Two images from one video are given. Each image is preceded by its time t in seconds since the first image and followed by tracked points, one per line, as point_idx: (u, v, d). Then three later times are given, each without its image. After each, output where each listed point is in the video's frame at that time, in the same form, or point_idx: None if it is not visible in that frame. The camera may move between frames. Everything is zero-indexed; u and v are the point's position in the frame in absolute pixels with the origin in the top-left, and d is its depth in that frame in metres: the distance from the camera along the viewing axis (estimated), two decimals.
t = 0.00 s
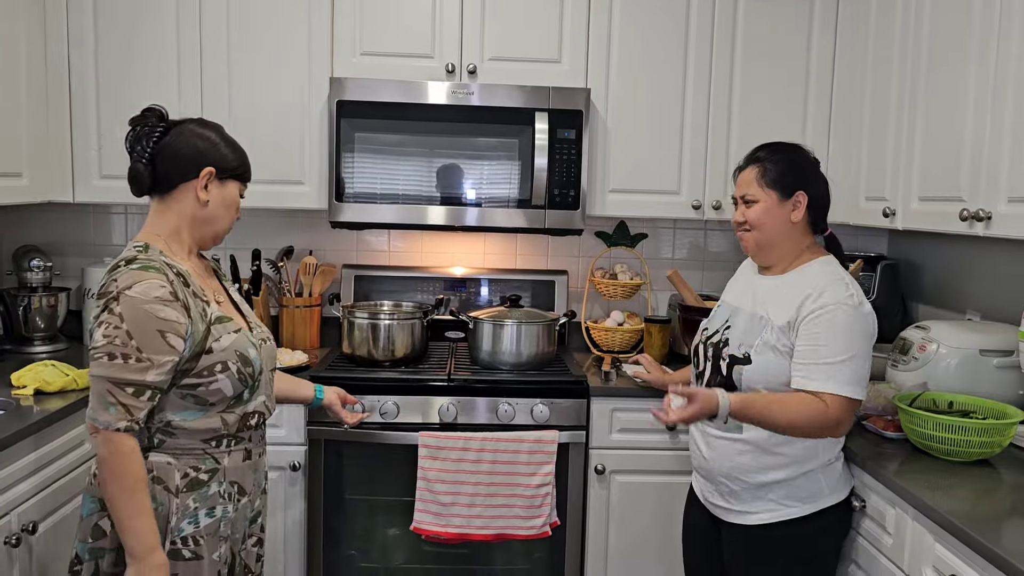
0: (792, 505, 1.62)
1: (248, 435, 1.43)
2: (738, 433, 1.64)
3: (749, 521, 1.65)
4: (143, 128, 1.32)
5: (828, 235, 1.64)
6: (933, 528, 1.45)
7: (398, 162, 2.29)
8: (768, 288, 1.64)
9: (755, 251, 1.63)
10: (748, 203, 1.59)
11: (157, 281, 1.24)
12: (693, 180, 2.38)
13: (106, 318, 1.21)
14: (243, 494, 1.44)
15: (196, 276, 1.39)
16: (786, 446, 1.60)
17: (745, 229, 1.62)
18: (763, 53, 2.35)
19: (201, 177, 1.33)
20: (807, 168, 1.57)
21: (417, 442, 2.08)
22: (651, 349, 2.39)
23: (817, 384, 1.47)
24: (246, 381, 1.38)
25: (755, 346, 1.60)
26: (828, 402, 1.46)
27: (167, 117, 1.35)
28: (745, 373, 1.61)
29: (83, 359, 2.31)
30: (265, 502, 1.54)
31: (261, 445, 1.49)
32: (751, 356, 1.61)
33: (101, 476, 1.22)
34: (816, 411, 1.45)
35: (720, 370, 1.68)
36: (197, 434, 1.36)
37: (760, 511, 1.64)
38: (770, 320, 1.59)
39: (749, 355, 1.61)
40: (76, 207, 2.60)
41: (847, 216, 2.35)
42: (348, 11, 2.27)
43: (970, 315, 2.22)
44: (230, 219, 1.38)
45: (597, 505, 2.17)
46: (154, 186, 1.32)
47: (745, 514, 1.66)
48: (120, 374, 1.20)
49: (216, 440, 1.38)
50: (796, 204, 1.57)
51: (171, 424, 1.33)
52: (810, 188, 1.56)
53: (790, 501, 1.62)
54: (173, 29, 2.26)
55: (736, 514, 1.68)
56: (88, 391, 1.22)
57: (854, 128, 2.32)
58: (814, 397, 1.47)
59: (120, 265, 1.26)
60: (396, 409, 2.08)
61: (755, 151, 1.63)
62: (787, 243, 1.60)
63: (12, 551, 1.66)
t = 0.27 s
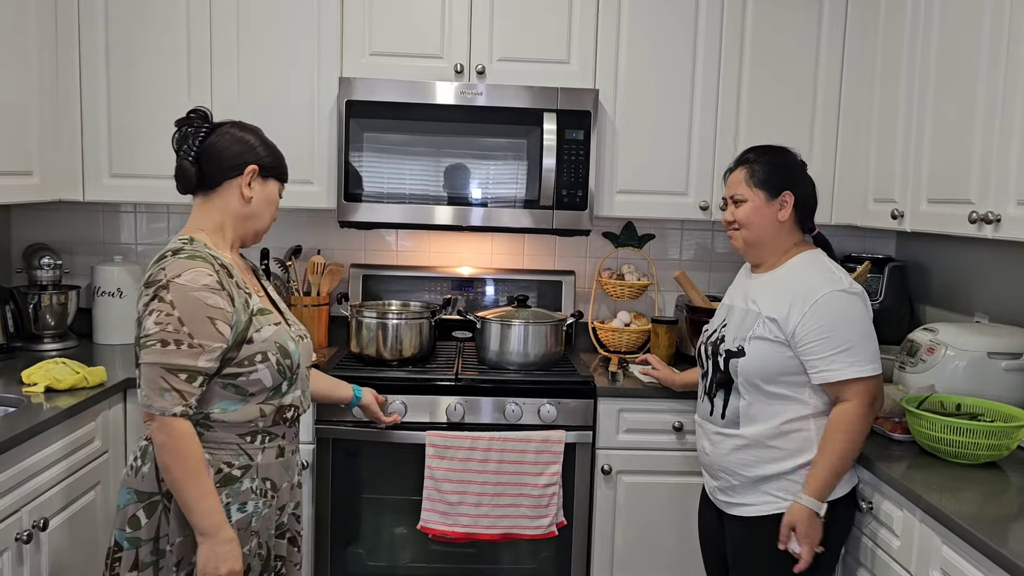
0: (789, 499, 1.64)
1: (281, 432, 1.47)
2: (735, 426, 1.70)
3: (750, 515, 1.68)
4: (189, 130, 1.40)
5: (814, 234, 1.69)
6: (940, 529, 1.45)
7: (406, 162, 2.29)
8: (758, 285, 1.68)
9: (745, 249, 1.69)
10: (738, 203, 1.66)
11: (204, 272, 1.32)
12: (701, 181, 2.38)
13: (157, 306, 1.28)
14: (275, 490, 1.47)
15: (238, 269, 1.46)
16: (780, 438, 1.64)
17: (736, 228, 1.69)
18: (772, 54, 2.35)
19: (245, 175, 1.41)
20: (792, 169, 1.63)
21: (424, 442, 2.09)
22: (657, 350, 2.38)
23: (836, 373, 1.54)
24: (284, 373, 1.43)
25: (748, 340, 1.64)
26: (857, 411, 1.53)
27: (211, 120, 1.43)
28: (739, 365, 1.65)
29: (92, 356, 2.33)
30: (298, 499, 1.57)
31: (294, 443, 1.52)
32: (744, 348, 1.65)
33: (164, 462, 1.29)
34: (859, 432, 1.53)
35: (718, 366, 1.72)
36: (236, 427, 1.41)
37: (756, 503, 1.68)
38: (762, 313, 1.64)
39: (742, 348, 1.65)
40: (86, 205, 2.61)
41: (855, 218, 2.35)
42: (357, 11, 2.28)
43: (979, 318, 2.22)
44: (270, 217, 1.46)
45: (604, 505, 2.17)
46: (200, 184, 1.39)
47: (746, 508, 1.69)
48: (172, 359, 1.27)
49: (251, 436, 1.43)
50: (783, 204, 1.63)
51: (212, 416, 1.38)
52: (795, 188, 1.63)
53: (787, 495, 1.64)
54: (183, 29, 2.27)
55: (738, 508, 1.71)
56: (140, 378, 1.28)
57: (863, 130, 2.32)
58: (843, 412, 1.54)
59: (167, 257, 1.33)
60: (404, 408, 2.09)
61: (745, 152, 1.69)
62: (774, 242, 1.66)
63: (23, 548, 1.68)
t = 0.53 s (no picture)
0: (781, 504, 1.64)
1: (304, 435, 1.47)
2: (732, 426, 1.71)
3: (740, 514, 1.70)
4: (220, 133, 1.41)
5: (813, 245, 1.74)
6: (950, 537, 1.44)
7: (415, 165, 2.29)
8: (757, 289, 1.70)
9: (752, 253, 1.70)
10: (758, 210, 1.66)
11: (234, 273, 1.32)
12: (710, 185, 2.37)
13: (189, 306, 1.28)
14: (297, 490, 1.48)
15: (266, 271, 1.46)
16: (778, 440, 1.64)
17: (749, 232, 1.68)
18: (781, 57, 2.34)
19: (274, 180, 1.41)
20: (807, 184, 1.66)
21: (431, 445, 2.09)
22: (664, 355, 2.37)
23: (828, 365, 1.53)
24: (310, 375, 1.43)
25: (745, 338, 1.66)
26: (844, 408, 1.53)
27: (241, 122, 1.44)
28: (736, 364, 1.66)
29: (101, 359, 2.33)
30: (323, 499, 1.57)
31: (316, 447, 1.52)
32: (741, 347, 1.66)
33: (195, 462, 1.29)
34: (849, 429, 1.52)
35: (718, 367, 1.73)
36: (260, 429, 1.40)
37: (750, 505, 1.68)
38: (758, 313, 1.65)
39: (739, 347, 1.66)
40: (96, 208, 2.62)
41: (865, 222, 2.33)
42: (366, 15, 2.28)
43: (989, 323, 2.21)
44: (298, 223, 1.47)
45: (611, 510, 2.17)
46: (229, 186, 1.40)
47: (738, 508, 1.70)
48: (206, 360, 1.27)
49: (274, 438, 1.42)
50: (798, 218, 1.67)
51: (237, 417, 1.38)
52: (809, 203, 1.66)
53: (780, 500, 1.65)
54: (193, 32, 2.28)
55: (730, 508, 1.72)
56: (171, 379, 1.28)
57: (873, 134, 2.31)
58: (831, 412, 1.54)
59: (196, 258, 1.34)
60: (411, 412, 2.09)
61: (752, 161, 1.71)
62: (783, 252, 1.69)
63: (31, 550, 1.68)
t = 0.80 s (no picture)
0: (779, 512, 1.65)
1: (309, 438, 1.47)
2: (729, 428, 1.70)
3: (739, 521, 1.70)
4: (226, 137, 1.40)
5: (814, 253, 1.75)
6: (947, 542, 1.44)
7: (414, 169, 2.29)
8: (759, 291, 1.70)
9: (761, 257, 1.69)
10: (771, 214, 1.65)
11: (239, 277, 1.32)
12: (708, 188, 2.38)
13: (194, 310, 1.27)
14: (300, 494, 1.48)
15: (271, 276, 1.46)
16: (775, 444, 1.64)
17: (760, 237, 1.68)
18: (780, 61, 2.34)
19: (280, 184, 1.41)
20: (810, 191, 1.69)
21: (429, 449, 2.09)
22: (663, 358, 2.37)
23: (821, 366, 1.52)
24: (314, 379, 1.43)
25: (745, 339, 1.66)
26: (828, 404, 1.52)
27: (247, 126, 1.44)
28: (735, 365, 1.66)
29: (99, 363, 2.33)
30: (329, 502, 1.57)
31: (321, 450, 1.52)
32: (740, 348, 1.66)
33: (196, 467, 1.29)
34: (826, 424, 1.51)
35: (717, 369, 1.73)
36: (264, 433, 1.41)
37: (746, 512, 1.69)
38: (758, 314, 1.65)
39: (738, 348, 1.66)
40: (95, 211, 2.62)
41: (864, 226, 2.33)
42: (365, 19, 2.28)
43: (988, 327, 2.20)
44: (303, 227, 1.47)
45: (610, 514, 2.16)
46: (236, 190, 1.40)
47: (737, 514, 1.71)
48: (210, 364, 1.26)
49: (279, 442, 1.43)
50: (804, 224, 1.69)
51: (242, 421, 1.38)
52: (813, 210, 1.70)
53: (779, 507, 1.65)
54: (192, 36, 2.28)
55: (728, 513, 1.73)
56: (175, 383, 1.27)
57: (872, 137, 2.31)
58: (815, 406, 1.54)
59: (202, 261, 1.33)
60: (409, 416, 2.09)
61: (757, 165, 1.72)
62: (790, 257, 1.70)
63: (28, 553, 1.68)
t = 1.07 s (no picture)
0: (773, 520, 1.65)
1: (299, 442, 1.46)
2: (722, 432, 1.70)
3: (733, 529, 1.70)
4: (216, 141, 1.40)
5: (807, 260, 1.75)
6: (937, 544, 1.44)
7: (404, 172, 2.29)
8: (753, 295, 1.70)
9: (754, 261, 1.69)
10: (767, 217, 1.65)
11: (228, 280, 1.31)
12: (699, 191, 2.38)
13: (182, 314, 1.27)
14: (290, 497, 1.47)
15: (261, 279, 1.45)
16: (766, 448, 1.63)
17: (756, 240, 1.67)
18: (770, 64, 2.34)
19: (270, 187, 1.40)
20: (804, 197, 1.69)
21: (419, 453, 2.08)
22: (655, 361, 2.37)
23: (817, 374, 1.52)
24: (304, 383, 1.42)
25: (739, 343, 1.66)
26: (826, 415, 1.52)
27: (236, 129, 1.43)
28: (728, 369, 1.66)
29: (88, 366, 2.32)
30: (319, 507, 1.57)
31: (311, 454, 1.52)
32: (734, 352, 1.66)
33: (184, 471, 1.29)
34: (828, 437, 1.51)
35: (709, 373, 1.72)
36: (254, 437, 1.40)
37: (737, 520, 1.69)
38: (752, 319, 1.65)
39: (732, 352, 1.66)
40: (86, 215, 2.62)
41: (854, 228, 2.33)
42: (355, 22, 2.28)
43: (978, 329, 2.21)
44: (293, 230, 1.47)
45: (601, 517, 2.16)
46: (225, 194, 1.40)
47: (728, 521, 1.71)
48: (198, 368, 1.26)
49: (269, 446, 1.42)
50: (799, 229, 1.69)
51: (231, 425, 1.37)
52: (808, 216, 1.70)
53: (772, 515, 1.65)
54: (182, 39, 2.28)
55: (719, 519, 1.73)
56: (163, 388, 1.27)
57: (862, 140, 2.31)
58: (814, 420, 1.53)
59: (192, 265, 1.33)
60: (399, 419, 2.08)
61: (753, 169, 1.71)
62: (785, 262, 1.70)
63: (15, 559, 1.67)
